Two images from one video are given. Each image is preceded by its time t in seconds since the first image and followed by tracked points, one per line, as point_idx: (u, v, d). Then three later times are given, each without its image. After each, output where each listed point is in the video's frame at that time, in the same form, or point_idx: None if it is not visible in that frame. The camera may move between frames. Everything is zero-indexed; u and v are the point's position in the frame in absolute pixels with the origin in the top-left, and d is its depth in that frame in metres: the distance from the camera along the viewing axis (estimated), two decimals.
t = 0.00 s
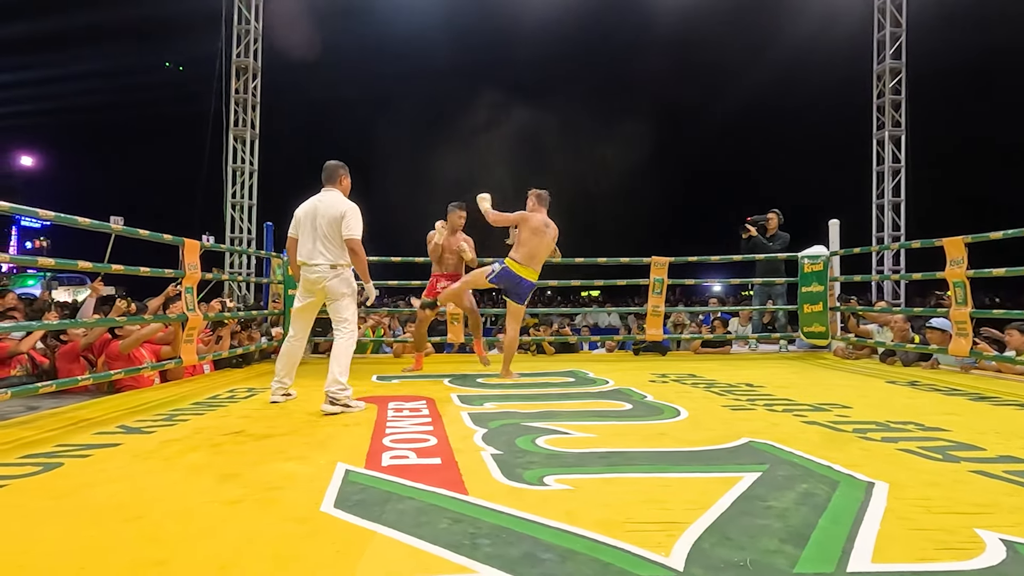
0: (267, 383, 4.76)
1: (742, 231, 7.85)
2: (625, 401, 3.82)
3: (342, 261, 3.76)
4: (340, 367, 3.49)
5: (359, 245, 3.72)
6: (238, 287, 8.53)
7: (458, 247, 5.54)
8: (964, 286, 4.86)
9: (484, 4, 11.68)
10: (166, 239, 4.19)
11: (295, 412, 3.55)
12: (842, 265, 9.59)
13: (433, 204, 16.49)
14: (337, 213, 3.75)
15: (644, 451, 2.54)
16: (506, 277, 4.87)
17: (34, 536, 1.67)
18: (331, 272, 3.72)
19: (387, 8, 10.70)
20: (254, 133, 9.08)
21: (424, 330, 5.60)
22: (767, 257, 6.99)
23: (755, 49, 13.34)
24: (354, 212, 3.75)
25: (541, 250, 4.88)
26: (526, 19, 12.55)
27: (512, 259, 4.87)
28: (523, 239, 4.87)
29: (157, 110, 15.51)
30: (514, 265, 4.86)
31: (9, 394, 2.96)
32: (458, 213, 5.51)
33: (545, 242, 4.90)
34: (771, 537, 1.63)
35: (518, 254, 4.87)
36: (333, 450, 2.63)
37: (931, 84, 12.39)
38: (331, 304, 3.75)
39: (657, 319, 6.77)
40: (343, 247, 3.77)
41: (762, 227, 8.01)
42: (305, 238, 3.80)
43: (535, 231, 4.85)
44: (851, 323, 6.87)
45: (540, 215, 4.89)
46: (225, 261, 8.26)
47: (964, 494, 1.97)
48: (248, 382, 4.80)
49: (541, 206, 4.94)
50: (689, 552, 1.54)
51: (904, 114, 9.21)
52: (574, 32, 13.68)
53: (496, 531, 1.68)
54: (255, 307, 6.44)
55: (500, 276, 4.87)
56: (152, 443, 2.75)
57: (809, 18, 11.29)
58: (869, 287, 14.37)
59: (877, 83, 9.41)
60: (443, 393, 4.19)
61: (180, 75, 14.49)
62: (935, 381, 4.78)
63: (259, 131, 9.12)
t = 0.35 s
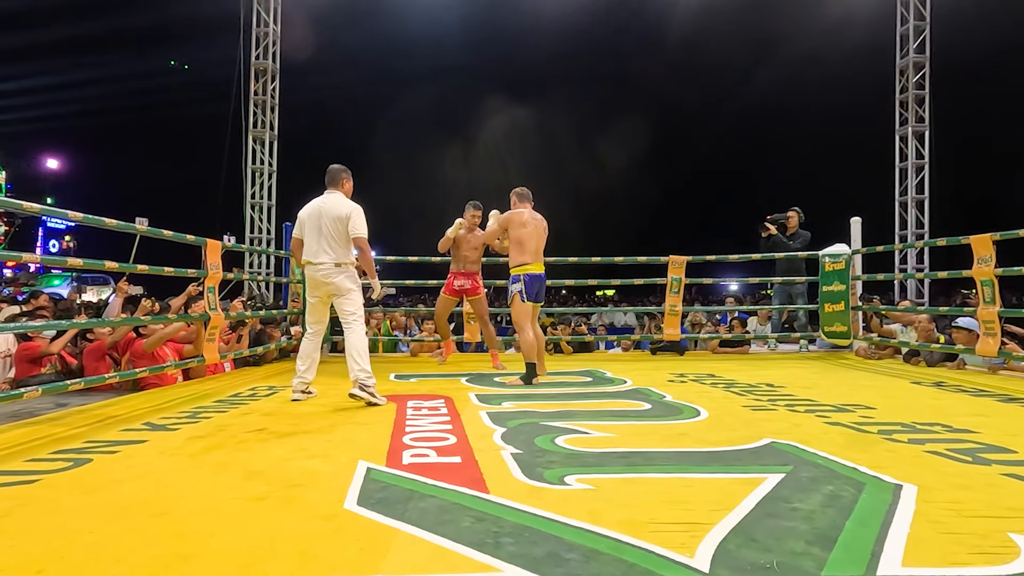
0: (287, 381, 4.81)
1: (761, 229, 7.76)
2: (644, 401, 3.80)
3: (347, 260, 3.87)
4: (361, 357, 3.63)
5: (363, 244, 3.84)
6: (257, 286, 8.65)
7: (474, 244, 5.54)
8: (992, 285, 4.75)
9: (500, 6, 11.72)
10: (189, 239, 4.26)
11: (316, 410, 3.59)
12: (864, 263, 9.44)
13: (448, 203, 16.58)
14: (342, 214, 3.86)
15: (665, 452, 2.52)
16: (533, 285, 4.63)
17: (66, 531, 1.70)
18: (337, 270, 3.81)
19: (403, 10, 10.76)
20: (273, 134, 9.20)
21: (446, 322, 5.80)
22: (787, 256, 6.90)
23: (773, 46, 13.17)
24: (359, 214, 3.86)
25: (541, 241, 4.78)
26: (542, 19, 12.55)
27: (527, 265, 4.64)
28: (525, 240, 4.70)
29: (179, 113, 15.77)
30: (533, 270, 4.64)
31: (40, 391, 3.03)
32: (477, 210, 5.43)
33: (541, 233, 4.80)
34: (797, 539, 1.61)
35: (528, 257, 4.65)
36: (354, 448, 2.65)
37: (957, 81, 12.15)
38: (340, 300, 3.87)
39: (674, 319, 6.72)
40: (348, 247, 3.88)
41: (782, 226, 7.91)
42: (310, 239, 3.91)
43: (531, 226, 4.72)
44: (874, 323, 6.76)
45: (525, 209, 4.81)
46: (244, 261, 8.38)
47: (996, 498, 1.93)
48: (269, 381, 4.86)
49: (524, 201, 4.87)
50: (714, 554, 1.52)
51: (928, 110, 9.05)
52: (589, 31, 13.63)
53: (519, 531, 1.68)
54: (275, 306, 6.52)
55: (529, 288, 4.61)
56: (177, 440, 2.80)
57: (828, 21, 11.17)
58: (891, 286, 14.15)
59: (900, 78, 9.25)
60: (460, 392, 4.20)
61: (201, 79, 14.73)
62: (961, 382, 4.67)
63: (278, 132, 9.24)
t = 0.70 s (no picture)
0: (299, 380, 4.85)
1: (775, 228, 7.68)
2: (657, 401, 3.78)
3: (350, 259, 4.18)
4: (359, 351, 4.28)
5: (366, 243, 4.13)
6: (271, 286, 8.75)
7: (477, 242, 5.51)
8: (1013, 283, 4.66)
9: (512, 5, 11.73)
10: (205, 239, 4.31)
11: (329, 408, 3.62)
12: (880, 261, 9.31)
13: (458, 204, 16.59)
14: (345, 215, 4.13)
15: (678, 451, 2.51)
16: (530, 287, 4.65)
17: (88, 525, 1.74)
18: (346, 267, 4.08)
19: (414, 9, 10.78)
20: (286, 135, 9.29)
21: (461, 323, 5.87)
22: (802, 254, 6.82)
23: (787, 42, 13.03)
24: (360, 215, 4.16)
25: (540, 242, 4.77)
26: (551, 17, 12.47)
27: (526, 267, 4.65)
28: (524, 242, 4.70)
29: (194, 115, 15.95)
30: (531, 271, 4.66)
31: (60, 388, 3.08)
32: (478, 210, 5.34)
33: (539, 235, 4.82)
34: (815, 540, 1.60)
35: (528, 259, 4.66)
36: (367, 446, 2.68)
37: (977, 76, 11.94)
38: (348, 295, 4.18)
39: (687, 318, 6.68)
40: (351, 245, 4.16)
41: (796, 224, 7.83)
42: (315, 239, 4.15)
43: (530, 228, 4.72)
44: (891, 322, 6.66)
45: (522, 211, 4.81)
46: (258, 260, 8.47)
47: (1018, 500, 1.89)
48: (282, 379, 4.91)
49: (518, 203, 4.84)
50: (729, 554, 1.51)
51: (947, 105, 8.90)
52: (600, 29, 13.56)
53: (533, 529, 1.68)
54: (288, 306, 6.58)
55: (525, 290, 4.63)
56: (194, 437, 2.84)
57: (843, 18, 11.04)
58: (909, 285, 13.94)
59: (918, 73, 9.11)
60: (473, 391, 4.22)
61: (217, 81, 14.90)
62: (982, 382, 4.59)
63: (291, 133, 9.33)
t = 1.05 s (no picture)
0: (311, 379, 4.88)
1: (788, 226, 7.62)
2: (668, 400, 3.76)
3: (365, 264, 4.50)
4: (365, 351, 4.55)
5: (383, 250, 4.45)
6: (284, 285, 8.82)
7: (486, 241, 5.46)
8: None
9: (522, 5, 11.71)
10: (218, 239, 4.35)
11: (341, 407, 3.64)
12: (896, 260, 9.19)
13: (469, 204, 16.62)
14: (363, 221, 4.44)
15: (691, 451, 2.49)
16: (512, 291, 4.59)
17: (106, 521, 1.76)
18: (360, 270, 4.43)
19: (426, 9, 10.82)
20: (298, 136, 9.35)
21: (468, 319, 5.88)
22: (816, 253, 6.75)
23: (800, 37, 12.91)
24: (376, 223, 4.48)
25: (523, 246, 4.67)
26: (561, 16, 12.44)
27: (510, 271, 4.58)
28: (505, 246, 4.61)
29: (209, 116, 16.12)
30: (514, 276, 4.59)
31: (78, 386, 3.12)
32: (490, 209, 5.31)
33: (523, 238, 4.74)
34: (829, 541, 1.58)
35: (511, 263, 4.58)
36: (379, 444, 2.69)
37: (995, 70, 11.75)
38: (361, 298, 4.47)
39: (699, 317, 6.64)
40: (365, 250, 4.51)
41: (809, 222, 7.75)
42: (333, 244, 4.42)
43: (511, 231, 4.65)
44: (907, 321, 6.57)
45: (506, 214, 4.74)
46: (271, 260, 8.52)
47: None
48: (295, 378, 4.95)
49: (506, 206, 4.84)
50: (742, 555, 1.50)
51: (964, 101, 8.77)
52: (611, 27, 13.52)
53: (544, 528, 1.68)
54: (301, 305, 6.64)
55: (507, 294, 4.58)
56: (208, 435, 2.86)
57: (857, 14, 10.94)
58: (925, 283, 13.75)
59: (934, 69, 8.98)
60: (483, 390, 4.22)
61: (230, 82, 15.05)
62: (1001, 382, 4.51)
63: (303, 134, 9.41)
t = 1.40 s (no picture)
0: (321, 378, 4.90)
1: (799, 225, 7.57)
2: (678, 400, 3.74)
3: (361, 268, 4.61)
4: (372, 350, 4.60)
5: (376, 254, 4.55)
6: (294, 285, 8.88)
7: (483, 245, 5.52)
8: None
9: (531, 5, 11.73)
10: (229, 239, 4.38)
11: (350, 406, 3.65)
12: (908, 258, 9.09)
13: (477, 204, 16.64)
14: (361, 228, 4.59)
15: (701, 451, 2.48)
16: (515, 287, 4.59)
17: (119, 518, 1.78)
18: (353, 274, 4.54)
19: (434, 10, 10.86)
20: (308, 136, 9.41)
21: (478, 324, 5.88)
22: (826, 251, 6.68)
23: (811, 35, 12.81)
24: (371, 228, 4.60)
25: (520, 242, 4.71)
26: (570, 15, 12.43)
27: (510, 267, 4.59)
28: (503, 242, 4.64)
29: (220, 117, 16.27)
30: (516, 271, 4.60)
31: (92, 384, 3.16)
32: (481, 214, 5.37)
33: (518, 234, 4.78)
34: (841, 541, 1.57)
35: (511, 259, 4.60)
36: (388, 443, 2.70)
37: (1010, 67, 11.60)
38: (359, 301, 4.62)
39: (708, 316, 6.61)
40: (364, 256, 4.65)
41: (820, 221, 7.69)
42: (332, 250, 4.63)
43: (507, 227, 4.69)
44: (920, 320, 6.50)
45: (499, 212, 4.79)
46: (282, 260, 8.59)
47: None
48: (305, 377, 4.97)
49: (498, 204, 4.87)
50: (753, 555, 1.49)
51: (979, 97, 8.66)
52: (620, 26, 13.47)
53: (553, 527, 1.68)
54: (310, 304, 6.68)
55: (511, 290, 4.57)
56: (219, 433, 2.89)
57: (868, 12, 10.85)
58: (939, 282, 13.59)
59: (948, 65, 8.87)
60: (492, 389, 4.22)
61: (242, 84, 15.18)
62: (1016, 383, 4.45)
63: (313, 134, 9.47)
